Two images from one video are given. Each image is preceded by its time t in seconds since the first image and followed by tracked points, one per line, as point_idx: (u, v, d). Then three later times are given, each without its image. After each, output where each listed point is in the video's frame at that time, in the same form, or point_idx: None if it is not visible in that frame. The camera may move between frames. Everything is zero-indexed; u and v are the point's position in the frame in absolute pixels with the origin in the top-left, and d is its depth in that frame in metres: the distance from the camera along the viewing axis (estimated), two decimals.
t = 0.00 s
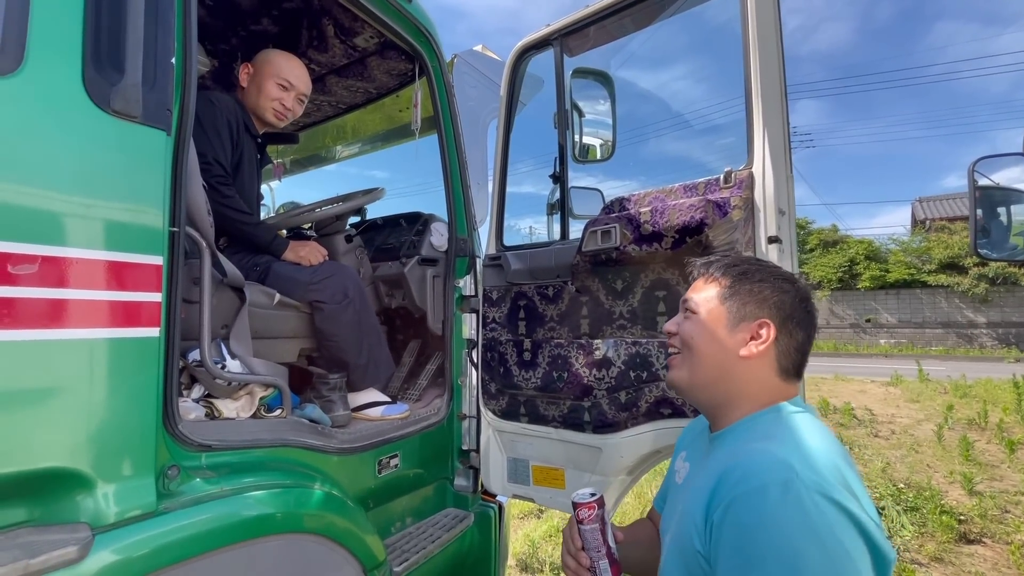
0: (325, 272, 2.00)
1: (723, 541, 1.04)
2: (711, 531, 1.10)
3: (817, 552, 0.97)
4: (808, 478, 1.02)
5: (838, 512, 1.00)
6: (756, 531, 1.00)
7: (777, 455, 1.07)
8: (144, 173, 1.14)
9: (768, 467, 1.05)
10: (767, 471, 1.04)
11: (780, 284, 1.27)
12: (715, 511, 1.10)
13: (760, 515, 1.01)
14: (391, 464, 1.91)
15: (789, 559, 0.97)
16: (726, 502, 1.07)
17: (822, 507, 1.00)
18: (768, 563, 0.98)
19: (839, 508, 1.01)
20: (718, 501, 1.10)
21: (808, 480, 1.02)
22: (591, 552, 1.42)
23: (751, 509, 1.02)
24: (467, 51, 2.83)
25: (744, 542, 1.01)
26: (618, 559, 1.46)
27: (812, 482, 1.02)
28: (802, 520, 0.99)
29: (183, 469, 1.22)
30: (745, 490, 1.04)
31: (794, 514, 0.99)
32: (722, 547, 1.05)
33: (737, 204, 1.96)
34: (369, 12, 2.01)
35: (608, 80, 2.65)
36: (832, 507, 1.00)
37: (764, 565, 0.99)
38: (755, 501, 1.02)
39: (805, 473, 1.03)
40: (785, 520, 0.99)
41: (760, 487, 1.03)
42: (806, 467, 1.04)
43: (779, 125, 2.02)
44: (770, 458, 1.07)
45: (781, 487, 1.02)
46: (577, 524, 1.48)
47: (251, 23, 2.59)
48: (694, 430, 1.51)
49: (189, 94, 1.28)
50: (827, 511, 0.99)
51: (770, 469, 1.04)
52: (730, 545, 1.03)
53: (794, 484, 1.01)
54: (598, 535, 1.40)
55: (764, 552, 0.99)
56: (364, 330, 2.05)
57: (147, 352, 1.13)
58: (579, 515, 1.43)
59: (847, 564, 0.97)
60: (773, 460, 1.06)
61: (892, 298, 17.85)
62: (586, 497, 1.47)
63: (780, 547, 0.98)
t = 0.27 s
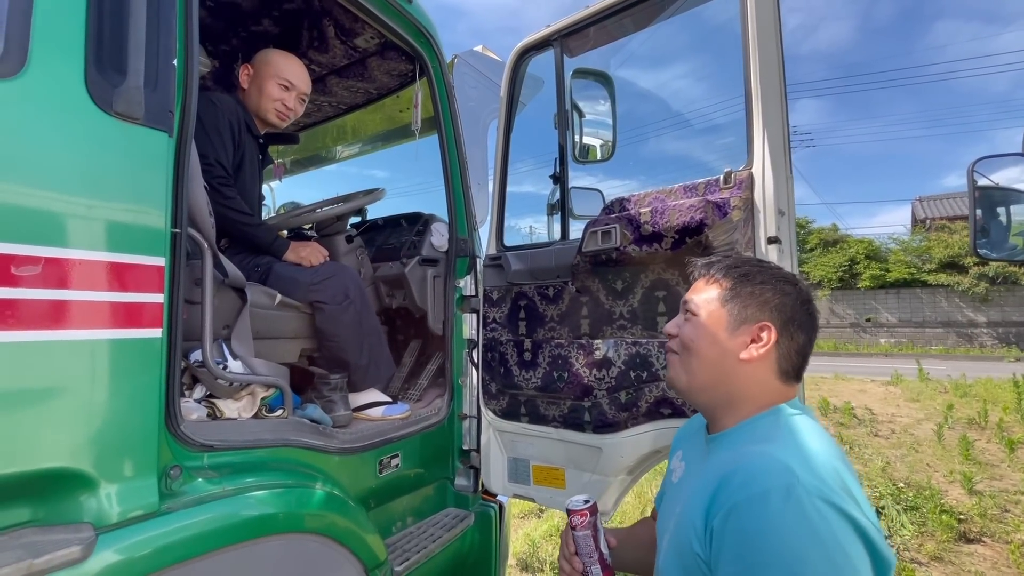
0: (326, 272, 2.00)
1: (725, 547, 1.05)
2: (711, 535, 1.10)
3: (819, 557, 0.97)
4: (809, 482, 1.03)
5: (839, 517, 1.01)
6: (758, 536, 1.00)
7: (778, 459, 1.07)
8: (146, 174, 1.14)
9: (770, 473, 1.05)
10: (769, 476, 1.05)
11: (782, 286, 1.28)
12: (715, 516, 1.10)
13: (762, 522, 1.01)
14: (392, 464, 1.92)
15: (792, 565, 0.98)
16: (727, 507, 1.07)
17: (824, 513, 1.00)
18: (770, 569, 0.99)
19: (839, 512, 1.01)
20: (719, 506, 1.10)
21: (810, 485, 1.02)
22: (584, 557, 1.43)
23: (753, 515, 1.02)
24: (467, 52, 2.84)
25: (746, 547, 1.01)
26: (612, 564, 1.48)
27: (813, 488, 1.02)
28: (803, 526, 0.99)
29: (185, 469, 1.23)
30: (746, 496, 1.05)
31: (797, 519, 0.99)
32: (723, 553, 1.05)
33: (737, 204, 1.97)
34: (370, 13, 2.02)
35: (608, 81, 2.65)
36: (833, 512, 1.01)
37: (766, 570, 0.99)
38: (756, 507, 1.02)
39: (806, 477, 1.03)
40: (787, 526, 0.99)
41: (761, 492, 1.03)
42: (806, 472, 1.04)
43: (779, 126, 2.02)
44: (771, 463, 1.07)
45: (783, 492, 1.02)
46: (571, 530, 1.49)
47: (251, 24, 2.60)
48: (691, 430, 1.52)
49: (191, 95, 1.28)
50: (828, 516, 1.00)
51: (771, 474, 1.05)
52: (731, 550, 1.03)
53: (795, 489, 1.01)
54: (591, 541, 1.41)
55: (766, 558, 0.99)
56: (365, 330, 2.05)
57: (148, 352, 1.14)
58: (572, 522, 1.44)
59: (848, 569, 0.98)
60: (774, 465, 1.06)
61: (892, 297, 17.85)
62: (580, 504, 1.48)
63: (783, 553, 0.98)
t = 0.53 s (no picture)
0: (325, 272, 2.01)
1: (720, 546, 1.05)
2: (707, 535, 1.11)
3: (814, 555, 0.98)
4: (803, 482, 1.03)
5: (833, 515, 1.02)
6: (753, 536, 1.01)
7: (772, 459, 1.08)
8: (146, 176, 1.15)
9: (764, 472, 1.06)
10: (764, 475, 1.05)
11: (777, 287, 1.28)
12: (710, 516, 1.10)
13: (757, 521, 1.01)
14: (391, 463, 1.92)
15: (787, 563, 0.98)
16: (722, 507, 1.07)
17: (818, 511, 1.01)
18: (766, 567, 0.99)
19: (833, 511, 1.02)
20: (713, 506, 1.10)
21: (804, 484, 1.03)
22: (575, 558, 1.45)
23: (749, 514, 1.02)
24: (467, 52, 2.85)
25: (742, 546, 1.01)
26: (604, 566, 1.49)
27: (808, 487, 1.03)
28: (798, 525, 1.00)
29: (186, 469, 1.24)
30: (741, 496, 1.05)
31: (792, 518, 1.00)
32: (718, 552, 1.05)
33: (735, 205, 1.98)
34: (369, 14, 2.02)
35: (607, 81, 2.66)
36: (828, 511, 1.01)
37: (761, 569, 0.99)
38: (751, 507, 1.03)
39: (799, 476, 1.04)
40: (783, 525, 1.00)
41: (756, 492, 1.04)
42: (800, 471, 1.05)
43: (777, 127, 2.03)
44: (765, 463, 1.07)
45: (778, 492, 1.02)
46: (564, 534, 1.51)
47: (251, 25, 2.60)
48: (688, 431, 1.52)
49: (191, 97, 1.29)
50: (822, 514, 1.01)
51: (766, 474, 1.05)
52: (727, 549, 1.03)
53: (790, 489, 1.02)
54: (582, 544, 1.43)
55: (762, 557, 0.99)
56: (364, 331, 2.06)
57: (148, 353, 1.14)
58: (564, 525, 1.46)
59: (843, 567, 0.99)
60: (769, 465, 1.07)
61: (892, 297, 17.86)
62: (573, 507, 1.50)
63: (778, 551, 0.98)
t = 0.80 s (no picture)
0: (324, 270, 2.00)
1: (741, 529, 1.06)
2: (724, 522, 1.11)
3: (837, 537, 1.00)
4: (821, 466, 1.06)
5: (851, 502, 1.04)
6: (776, 519, 1.02)
7: (792, 447, 1.10)
8: (144, 173, 1.14)
9: (785, 459, 1.07)
10: (783, 462, 1.07)
11: (777, 288, 1.35)
12: (728, 501, 1.11)
13: (779, 504, 1.03)
14: (390, 461, 1.92)
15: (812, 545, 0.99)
16: (741, 493, 1.08)
17: (839, 495, 1.03)
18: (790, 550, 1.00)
19: (851, 498, 1.05)
20: (732, 491, 1.11)
21: (823, 469, 1.06)
22: (577, 556, 1.45)
23: (771, 498, 1.04)
24: (467, 49, 2.84)
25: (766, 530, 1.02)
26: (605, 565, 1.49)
27: (828, 474, 1.05)
28: (821, 509, 1.01)
29: (184, 467, 1.23)
30: (762, 480, 1.06)
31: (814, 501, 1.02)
32: (740, 537, 1.06)
33: (735, 203, 1.97)
34: (368, 11, 2.01)
35: (607, 79, 2.65)
36: (847, 497, 1.04)
37: (785, 552, 1.00)
38: (774, 490, 1.04)
39: (817, 461, 1.07)
40: (806, 508, 1.01)
41: (778, 477, 1.05)
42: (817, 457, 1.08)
43: (777, 125, 2.02)
44: (786, 450, 1.09)
45: (800, 476, 1.04)
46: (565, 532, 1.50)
47: (250, 22, 2.59)
48: (688, 432, 1.52)
49: (189, 93, 1.29)
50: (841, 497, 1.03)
51: (784, 459, 1.07)
52: (749, 533, 1.04)
53: (812, 474, 1.04)
54: (585, 542, 1.43)
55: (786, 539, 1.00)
56: (363, 329, 2.05)
57: (147, 351, 1.14)
58: (567, 523, 1.46)
59: (863, 552, 1.00)
60: (789, 452, 1.09)
61: (892, 295, 17.85)
62: (575, 505, 1.50)
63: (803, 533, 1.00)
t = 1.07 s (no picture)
0: (325, 266, 2.00)
1: (776, 509, 1.05)
2: (755, 505, 1.10)
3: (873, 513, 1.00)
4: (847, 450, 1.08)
5: (877, 485, 1.06)
6: (812, 495, 1.02)
7: (817, 433, 1.12)
8: (143, 168, 1.13)
9: (814, 442, 1.09)
10: (813, 444, 1.09)
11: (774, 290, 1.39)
12: (758, 485, 1.11)
13: (815, 481, 1.03)
14: (391, 459, 1.91)
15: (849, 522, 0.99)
16: (772, 476, 1.08)
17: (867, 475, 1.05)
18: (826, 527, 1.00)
19: (877, 481, 1.07)
20: (762, 476, 1.11)
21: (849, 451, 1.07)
22: (593, 562, 1.40)
23: (804, 477, 1.04)
24: (467, 47, 2.82)
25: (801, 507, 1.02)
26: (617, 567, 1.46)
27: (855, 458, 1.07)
28: (854, 486, 1.02)
29: (184, 464, 1.22)
30: (795, 460, 1.07)
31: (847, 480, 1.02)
32: (773, 520, 1.05)
33: (738, 198, 1.96)
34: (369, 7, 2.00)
35: (608, 75, 2.64)
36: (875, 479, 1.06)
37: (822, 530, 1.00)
38: (807, 469, 1.05)
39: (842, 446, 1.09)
40: (841, 485, 1.02)
41: (810, 457, 1.06)
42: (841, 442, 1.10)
43: (780, 120, 2.01)
44: (812, 435, 1.11)
45: (829, 456, 1.05)
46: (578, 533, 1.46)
47: (250, 18, 2.58)
48: (684, 436, 1.52)
49: (188, 88, 1.27)
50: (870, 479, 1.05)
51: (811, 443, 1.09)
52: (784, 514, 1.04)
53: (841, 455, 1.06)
54: (602, 547, 1.38)
55: (823, 516, 1.00)
56: (364, 326, 2.04)
57: (148, 347, 1.13)
58: (584, 525, 1.41)
59: (896, 531, 1.01)
60: (816, 436, 1.11)
61: (892, 294, 17.84)
62: (590, 506, 1.45)
63: (840, 509, 1.00)
